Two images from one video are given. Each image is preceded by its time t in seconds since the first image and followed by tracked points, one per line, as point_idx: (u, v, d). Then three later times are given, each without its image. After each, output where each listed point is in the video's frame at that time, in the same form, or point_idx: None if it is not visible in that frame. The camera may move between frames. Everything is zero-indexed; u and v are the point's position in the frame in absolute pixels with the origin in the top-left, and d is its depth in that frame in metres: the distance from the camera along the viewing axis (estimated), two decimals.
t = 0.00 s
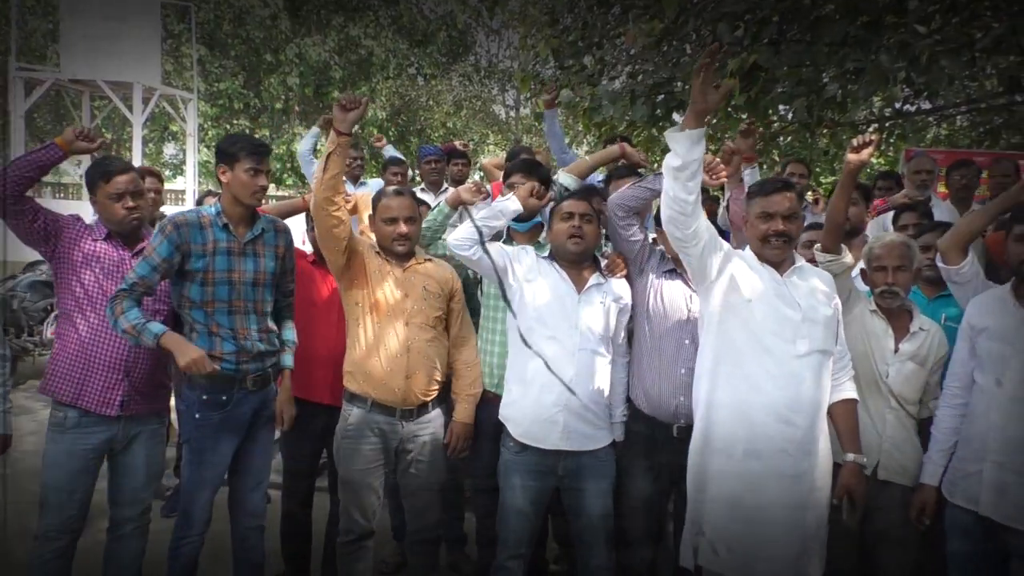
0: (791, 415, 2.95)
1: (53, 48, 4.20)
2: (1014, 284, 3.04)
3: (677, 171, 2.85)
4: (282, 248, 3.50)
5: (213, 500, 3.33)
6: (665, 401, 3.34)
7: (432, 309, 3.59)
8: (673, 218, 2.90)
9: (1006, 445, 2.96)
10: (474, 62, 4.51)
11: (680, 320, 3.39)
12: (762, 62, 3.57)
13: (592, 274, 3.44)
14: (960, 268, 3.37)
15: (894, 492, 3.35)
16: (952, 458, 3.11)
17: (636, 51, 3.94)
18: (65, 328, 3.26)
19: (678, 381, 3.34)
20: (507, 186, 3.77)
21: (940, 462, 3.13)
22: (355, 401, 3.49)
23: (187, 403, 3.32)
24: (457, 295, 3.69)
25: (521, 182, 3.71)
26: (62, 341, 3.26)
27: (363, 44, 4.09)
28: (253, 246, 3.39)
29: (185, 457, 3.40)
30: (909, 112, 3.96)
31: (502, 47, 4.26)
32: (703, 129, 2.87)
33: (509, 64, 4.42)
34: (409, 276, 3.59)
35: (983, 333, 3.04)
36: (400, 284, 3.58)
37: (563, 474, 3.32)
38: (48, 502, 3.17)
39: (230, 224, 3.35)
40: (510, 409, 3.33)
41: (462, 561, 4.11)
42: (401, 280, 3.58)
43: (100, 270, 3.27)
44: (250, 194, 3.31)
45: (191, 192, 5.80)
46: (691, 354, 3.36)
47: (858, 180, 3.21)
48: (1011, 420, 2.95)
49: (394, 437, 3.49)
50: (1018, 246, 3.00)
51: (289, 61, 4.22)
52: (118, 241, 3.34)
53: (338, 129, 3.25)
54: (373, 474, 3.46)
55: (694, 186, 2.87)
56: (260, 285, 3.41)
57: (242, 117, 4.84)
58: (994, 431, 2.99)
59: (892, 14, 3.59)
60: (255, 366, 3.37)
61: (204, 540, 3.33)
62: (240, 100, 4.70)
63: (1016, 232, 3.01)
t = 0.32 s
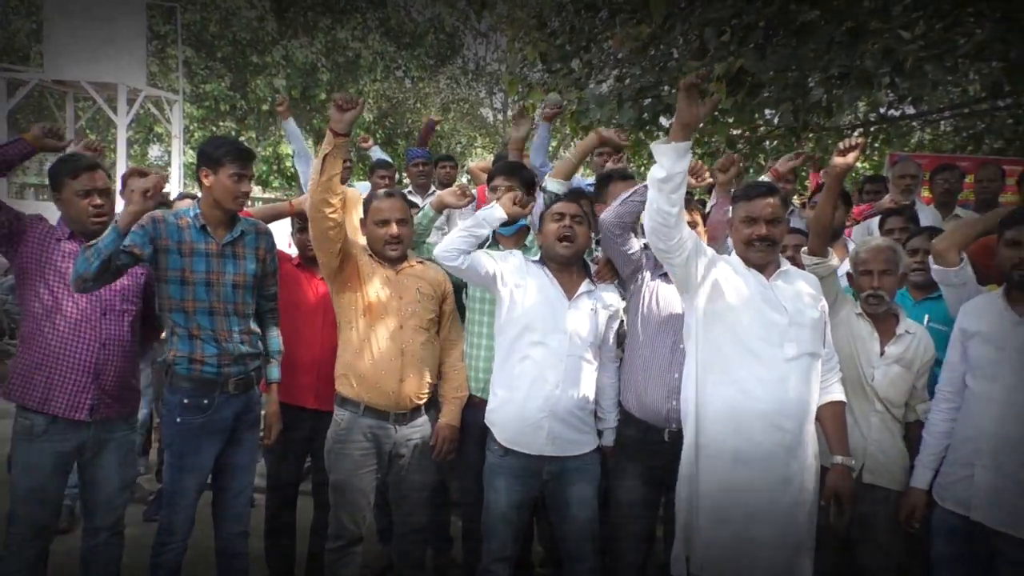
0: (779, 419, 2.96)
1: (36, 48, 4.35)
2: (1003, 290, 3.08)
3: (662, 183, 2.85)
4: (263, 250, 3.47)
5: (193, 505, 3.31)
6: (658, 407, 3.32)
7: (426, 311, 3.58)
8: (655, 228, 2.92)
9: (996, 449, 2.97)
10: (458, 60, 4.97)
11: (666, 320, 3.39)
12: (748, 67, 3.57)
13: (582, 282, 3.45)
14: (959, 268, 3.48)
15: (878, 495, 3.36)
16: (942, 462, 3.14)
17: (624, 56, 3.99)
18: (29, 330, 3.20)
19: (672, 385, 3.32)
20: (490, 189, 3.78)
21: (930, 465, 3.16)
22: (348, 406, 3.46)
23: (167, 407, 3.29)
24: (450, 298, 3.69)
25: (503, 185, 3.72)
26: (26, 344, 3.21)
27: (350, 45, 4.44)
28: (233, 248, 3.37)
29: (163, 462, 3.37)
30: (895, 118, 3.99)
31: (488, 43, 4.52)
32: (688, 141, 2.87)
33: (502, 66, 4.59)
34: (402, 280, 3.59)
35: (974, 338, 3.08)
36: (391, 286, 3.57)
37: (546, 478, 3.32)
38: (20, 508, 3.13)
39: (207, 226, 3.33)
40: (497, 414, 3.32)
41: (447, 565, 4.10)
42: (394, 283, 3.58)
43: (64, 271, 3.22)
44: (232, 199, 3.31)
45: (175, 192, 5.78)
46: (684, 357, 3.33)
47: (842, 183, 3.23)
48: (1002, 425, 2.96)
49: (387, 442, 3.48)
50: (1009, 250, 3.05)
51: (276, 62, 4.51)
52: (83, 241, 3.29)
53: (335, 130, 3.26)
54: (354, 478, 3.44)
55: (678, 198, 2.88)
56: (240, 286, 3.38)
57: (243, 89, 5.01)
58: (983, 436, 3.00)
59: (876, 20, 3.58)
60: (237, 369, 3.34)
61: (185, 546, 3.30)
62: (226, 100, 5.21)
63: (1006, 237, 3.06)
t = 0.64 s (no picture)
0: (772, 416, 2.99)
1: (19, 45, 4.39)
2: (994, 288, 3.13)
3: (652, 192, 2.87)
4: (251, 251, 3.46)
5: (182, 505, 3.30)
6: (647, 407, 3.31)
7: (424, 310, 3.58)
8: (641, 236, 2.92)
9: (990, 446, 2.98)
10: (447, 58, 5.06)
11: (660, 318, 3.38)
12: (738, 63, 3.59)
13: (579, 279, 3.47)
14: (957, 266, 3.64)
15: (868, 492, 3.38)
16: (938, 459, 3.16)
17: (613, 52, 3.95)
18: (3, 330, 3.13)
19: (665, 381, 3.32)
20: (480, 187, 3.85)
21: (926, 464, 3.18)
22: (345, 404, 3.47)
23: (155, 407, 3.28)
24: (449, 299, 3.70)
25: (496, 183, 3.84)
26: None
27: (341, 42, 4.55)
28: (222, 246, 3.36)
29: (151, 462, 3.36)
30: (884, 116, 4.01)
31: (479, 43, 4.65)
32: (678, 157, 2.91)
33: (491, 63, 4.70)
34: (402, 279, 3.58)
35: (968, 335, 3.11)
36: (389, 285, 3.56)
37: (537, 476, 3.32)
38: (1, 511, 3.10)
39: (199, 224, 3.32)
40: (488, 412, 3.31)
41: (438, 563, 4.11)
42: (393, 282, 3.57)
43: (42, 269, 3.18)
44: (231, 199, 3.32)
45: (162, 190, 5.76)
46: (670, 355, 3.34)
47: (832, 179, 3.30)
48: (995, 421, 2.98)
49: (382, 441, 3.47)
50: (999, 248, 3.09)
51: (260, 58, 4.60)
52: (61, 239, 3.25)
53: (334, 125, 3.30)
54: (345, 477, 3.45)
55: (666, 210, 2.90)
56: (229, 285, 3.37)
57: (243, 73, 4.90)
58: (976, 433, 3.03)
59: (865, 17, 3.60)
60: (225, 368, 3.34)
61: (174, 547, 3.28)
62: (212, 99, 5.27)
63: (997, 235, 3.10)
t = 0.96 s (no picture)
0: (760, 415, 3.01)
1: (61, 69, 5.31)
2: (967, 287, 3.16)
3: (642, 210, 2.91)
4: (236, 255, 3.45)
5: (167, 510, 3.27)
6: (639, 404, 3.28)
7: (408, 313, 3.58)
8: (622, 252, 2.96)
9: (967, 442, 3.02)
10: (430, 59, 5.12)
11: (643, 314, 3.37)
12: (719, 64, 3.58)
13: (566, 281, 3.50)
14: (930, 270, 3.59)
15: (853, 490, 3.41)
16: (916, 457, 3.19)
17: (597, 54, 4.00)
18: None
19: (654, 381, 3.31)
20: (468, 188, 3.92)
21: (907, 462, 3.21)
22: (327, 407, 3.45)
23: (139, 412, 3.25)
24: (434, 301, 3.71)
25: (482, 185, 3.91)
26: None
27: (324, 44, 4.58)
28: (208, 249, 3.34)
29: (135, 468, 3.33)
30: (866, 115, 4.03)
31: (465, 46, 4.73)
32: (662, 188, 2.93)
33: (475, 65, 4.74)
34: (386, 281, 3.58)
35: (943, 332, 3.15)
36: (374, 286, 3.56)
37: (524, 477, 3.33)
38: None
39: (186, 225, 3.30)
40: (475, 415, 3.32)
41: (425, 566, 4.11)
42: (376, 284, 3.57)
43: (25, 273, 3.16)
44: (221, 201, 3.32)
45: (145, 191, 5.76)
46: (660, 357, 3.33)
47: (818, 180, 3.44)
48: (971, 417, 3.02)
49: (365, 445, 3.47)
50: (972, 246, 3.09)
51: (250, 61, 4.83)
52: (47, 243, 3.23)
53: (311, 123, 3.26)
54: (332, 480, 3.43)
55: (650, 229, 2.94)
56: (214, 287, 3.36)
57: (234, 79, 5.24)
58: (953, 430, 3.06)
59: (846, 18, 3.63)
60: (210, 371, 3.31)
61: (159, 553, 3.26)
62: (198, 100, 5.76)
63: (969, 234, 3.10)
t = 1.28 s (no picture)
0: (754, 413, 3.01)
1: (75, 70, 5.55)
2: (941, 287, 3.18)
3: (655, 211, 3.03)
4: (231, 256, 3.44)
5: (159, 511, 3.26)
6: (633, 408, 3.25)
7: (396, 314, 3.57)
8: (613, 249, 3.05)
9: (942, 440, 3.01)
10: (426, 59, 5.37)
11: (638, 314, 3.35)
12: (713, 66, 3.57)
13: (553, 282, 3.50)
14: (919, 272, 3.60)
15: (844, 490, 3.42)
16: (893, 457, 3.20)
17: (590, 55, 3.91)
18: None
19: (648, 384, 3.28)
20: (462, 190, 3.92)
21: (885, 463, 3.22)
22: (314, 409, 3.44)
23: (131, 412, 3.24)
24: (419, 302, 3.70)
25: (476, 186, 3.91)
26: None
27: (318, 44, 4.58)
28: (203, 250, 3.33)
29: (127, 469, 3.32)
30: (858, 118, 4.04)
31: (459, 47, 4.74)
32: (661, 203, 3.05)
33: (469, 66, 4.75)
34: (373, 282, 3.57)
35: (916, 332, 3.17)
36: (362, 285, 3.55)
37: (518, 479, 3.33)
38: None
39: (180, 226, 3.29)
40: (464, 414, 3.33)
41: (418, 567, 4.11)
42: (364, 285, 3.55)
43: (20, 274, 3.14)
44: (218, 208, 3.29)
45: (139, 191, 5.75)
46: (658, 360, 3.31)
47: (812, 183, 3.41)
48: (944, 415, 3.01)
49: (355, 447, 3.46)
50: (945, 246, 3.08)
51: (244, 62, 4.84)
52: (42, 243, 3.21)
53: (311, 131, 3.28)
54: (324, 481, 3.43)
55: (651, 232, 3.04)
56: (208, 288, 3.35)
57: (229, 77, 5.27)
58: (926, 427, 3.06)
59: (839, 21, 3.60)
60: (202, 372, 3.30)
61: (151, 555, 3.24)
62: (192, 100, 5.76)
63: (942, 234, 3.08)
